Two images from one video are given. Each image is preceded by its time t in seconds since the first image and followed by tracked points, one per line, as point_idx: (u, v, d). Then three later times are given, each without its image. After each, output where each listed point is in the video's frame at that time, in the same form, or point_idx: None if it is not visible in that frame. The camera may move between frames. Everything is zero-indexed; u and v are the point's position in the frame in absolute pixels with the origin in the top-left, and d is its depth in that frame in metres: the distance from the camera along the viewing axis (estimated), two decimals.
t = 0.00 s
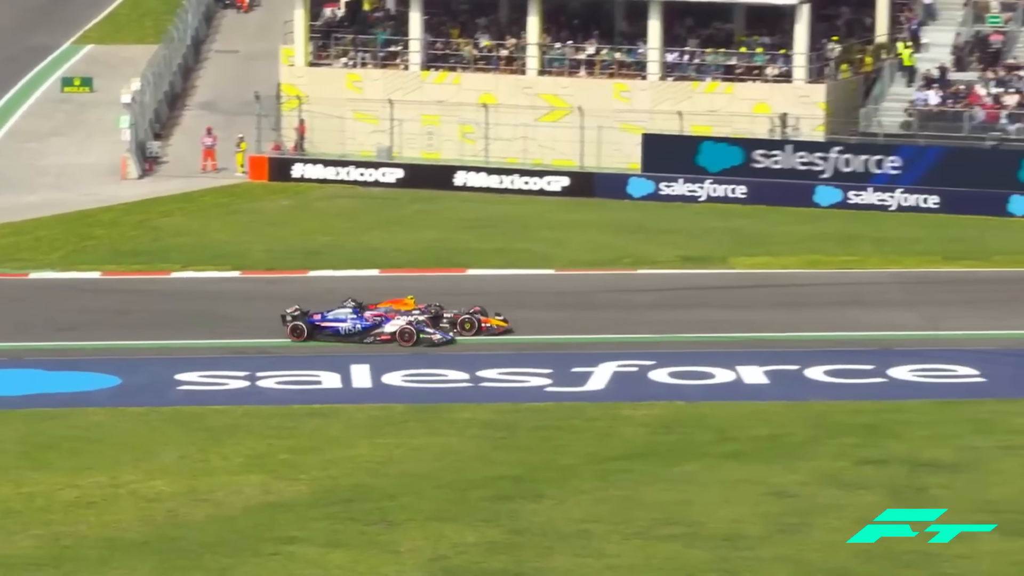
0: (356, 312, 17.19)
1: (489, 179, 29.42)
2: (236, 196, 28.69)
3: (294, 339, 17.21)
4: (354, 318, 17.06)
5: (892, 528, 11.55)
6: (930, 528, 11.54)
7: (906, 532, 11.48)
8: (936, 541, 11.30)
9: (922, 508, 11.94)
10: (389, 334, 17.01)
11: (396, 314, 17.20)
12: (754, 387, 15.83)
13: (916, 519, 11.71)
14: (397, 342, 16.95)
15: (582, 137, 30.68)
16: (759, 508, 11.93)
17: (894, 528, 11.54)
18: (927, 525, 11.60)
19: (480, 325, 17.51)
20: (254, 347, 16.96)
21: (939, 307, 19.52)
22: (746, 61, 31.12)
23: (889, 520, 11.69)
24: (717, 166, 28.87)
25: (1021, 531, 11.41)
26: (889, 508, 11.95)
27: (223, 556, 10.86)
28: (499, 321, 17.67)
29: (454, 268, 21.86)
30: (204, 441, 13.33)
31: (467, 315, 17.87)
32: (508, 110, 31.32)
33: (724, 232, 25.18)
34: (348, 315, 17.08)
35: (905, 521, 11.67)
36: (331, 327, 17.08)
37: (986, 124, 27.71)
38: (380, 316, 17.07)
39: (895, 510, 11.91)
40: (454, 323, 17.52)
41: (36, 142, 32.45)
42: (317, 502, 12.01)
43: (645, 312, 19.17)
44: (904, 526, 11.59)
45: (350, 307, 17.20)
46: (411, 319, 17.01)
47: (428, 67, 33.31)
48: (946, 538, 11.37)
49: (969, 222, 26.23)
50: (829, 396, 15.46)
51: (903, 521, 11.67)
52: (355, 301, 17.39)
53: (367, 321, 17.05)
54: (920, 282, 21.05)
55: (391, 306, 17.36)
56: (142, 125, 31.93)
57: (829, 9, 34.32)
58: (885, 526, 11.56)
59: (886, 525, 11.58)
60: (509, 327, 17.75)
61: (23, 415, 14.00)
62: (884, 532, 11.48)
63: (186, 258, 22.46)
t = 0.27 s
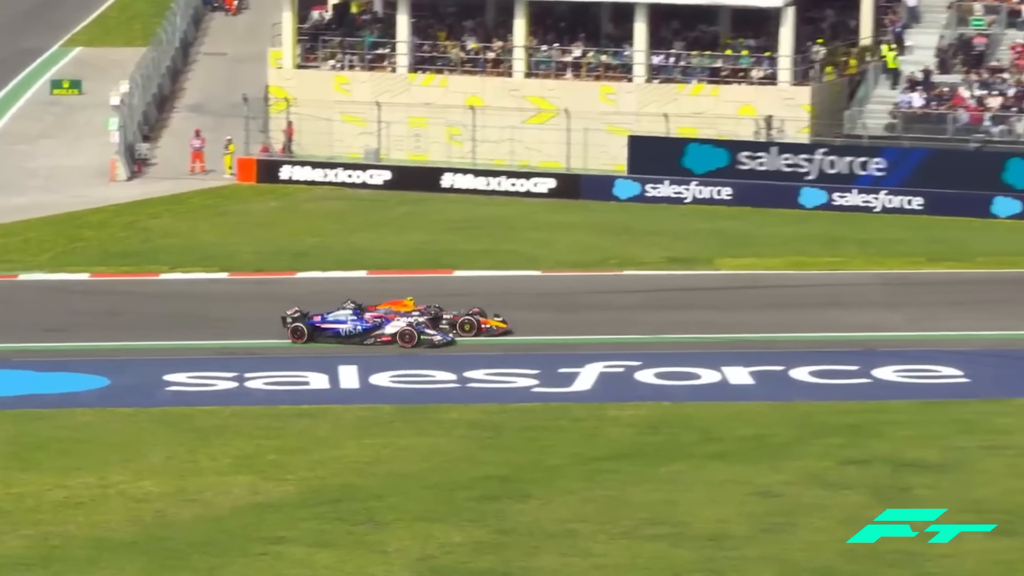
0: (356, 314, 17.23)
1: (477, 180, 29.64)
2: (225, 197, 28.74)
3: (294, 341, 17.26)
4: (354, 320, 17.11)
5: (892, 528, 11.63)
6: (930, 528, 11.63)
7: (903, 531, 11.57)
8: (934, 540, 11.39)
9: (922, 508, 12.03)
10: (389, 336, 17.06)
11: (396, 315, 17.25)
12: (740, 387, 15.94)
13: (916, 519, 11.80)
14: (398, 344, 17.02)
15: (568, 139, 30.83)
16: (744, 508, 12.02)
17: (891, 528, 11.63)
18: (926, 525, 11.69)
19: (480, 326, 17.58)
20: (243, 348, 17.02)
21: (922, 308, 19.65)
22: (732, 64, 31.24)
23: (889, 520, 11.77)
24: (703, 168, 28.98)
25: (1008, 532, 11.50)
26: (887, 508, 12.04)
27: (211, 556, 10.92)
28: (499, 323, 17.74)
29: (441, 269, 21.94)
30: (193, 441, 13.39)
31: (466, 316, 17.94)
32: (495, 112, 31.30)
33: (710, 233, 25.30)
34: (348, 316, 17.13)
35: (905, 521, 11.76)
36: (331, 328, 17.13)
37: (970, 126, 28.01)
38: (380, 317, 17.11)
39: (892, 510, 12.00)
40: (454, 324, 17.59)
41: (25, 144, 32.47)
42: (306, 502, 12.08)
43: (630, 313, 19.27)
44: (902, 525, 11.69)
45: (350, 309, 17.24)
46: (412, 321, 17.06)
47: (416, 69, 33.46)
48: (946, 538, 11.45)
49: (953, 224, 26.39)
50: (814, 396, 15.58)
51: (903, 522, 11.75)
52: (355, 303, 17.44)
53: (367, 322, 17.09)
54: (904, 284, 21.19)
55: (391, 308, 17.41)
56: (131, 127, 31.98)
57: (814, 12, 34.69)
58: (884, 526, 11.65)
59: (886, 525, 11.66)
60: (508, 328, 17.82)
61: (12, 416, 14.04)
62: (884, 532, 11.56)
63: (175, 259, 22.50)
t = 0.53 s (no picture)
0: (356, 317, 17.35)
1: (449, 185, 29.72)
2: (201, 201, 28.80)
3: (296, 344, 17.37)
4: (355, 323, 17.20)
5: (892, 528, 11.74)
6: (930, 528, 11.72)
7: (906, 532, 11.67)
8: (936, 541, 11.48)
9: (922, 508, 12.12)
10: (391, 339, 17.20)
11: (395, 318, 17.40)
12: (712, 388, 16.16)
13: (916, 519, 11.91)
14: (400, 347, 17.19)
15: (541, 143, 31.04)
16: (715, 508, 12.19)
17: (893, 528, 11.73)
18: (927, 525, 11.79)
19: (479, 328, 17.77)
20: (219, 350, 17.12)
21: (892, 311, 19.92)
22: (703, 69, 31.33)
23: (889, 520, 11.88)
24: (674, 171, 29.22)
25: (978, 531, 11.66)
26: (887, 509, 12.15)
27: (187, 556, 11.04)
28: (497, 324, 17.93)
29: (416, 271, 22.09)
30: (170, 443, 13.50)
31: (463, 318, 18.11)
32: (467, 116, 31.33)
33: (681, 236, 25.54)
34: (349, 319, 17.24)
35: (906, 521, 11.87)
36: (333, 331, 17.23)
37: (937, 130, 28.35)
38: (381, 320, 17.25)
39: (894, 511, 12.11)
40: (453, 327, 17.78)
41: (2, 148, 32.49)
42: (281, 503, 12.20)
43: (603, 315, 19.46)
44: (903, 526, 11.80)
45: (350, 312, 17.36)
46: (413, 323, 17.22)
47: (390, 74, 33.46)
48: (946, 538, 11.55)
49: (920, 226, 26.73)
50: (784, 397, 15.82)
51: (903, 522, 11.86)
52: (354, 306, 17.55)
53: (368, 325, 17.21)
54: (873, 286, 21.46)
55: (391, 311, 17.54)
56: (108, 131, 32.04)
57: (784, 17, 35.05)
58: (885, 527, 11.75)
59: (886, 525, 11.77)
60: (506, 330, 18.02)
61: None
62: (885, 532, 11.67)
63: (151, 262, 22.57)
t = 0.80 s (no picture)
0: (356, 318, 17.41)
1: (437, 187, 29.88)
2: (189, 203, 28.84)
3: (296, 345, 17.43)
4: (355, 324, 17.27)
5: (892, 528, 11.83)
6: (930, 528, 11.81)
7: (905, 531, 11.75)
8: (936, 540, 11.56)
9: (922, 508, 12.21)
10: (392, 340, 17.29)
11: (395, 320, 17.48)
12: (698, 389, 16.26)
13: (916, 519, 11.99)
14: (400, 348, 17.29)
15: (528, 145, 31.11)
16: (700, 508, 12.26)
17: (893, 528, 11.82)
18: (927, 524, 11.88)
19: (479, 330, 17.85)
20: (207, 351, 17.17)
21: (877, 312, 20.05)
22: (688, 71, 31.56)
23: (889, 520, 11.97)
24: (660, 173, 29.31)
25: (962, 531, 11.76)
26: (888, 508, 12.25)
27: (176, 556, 11.09)
28: (496, 326, 18.02)
29: (403, 273, 22.16)
30: (158, 444, 13.56)
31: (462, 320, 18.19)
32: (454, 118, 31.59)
33: (666, 237, 25.65)
34: (348, 321, 17.30)
35: (905, 521, 11.95)
36: (333, 333, 17.29)
37: (921, 133, 28.41)
38: (381, 322, 17.33)
39: (895, 510, 12.20)
40: (453, 328, 17.87)
41: None
42: (269, 503, 12.26)
43: (589, 317, 19.56)
44: (904, 525, 11.88)
45: (350, 313, 17.41)
46: (413, 325, 17.31)
47: (377, 76, 33.49)
48: (946, 538, 11.63)
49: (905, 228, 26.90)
50: (769, 397, 15.94)
51: (903, 521, 11.95)
52: (353, 308, 17.61)
53: (368, 327, 17.28)
54: (858, 287, 21.60)
55: (390, 313, 17.61)
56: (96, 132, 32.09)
57: (769, 20, 35.17)
58: (885, 526, 11.84)
59: (886, 525, 11.86)
60: (505, 331, 18.12)
61: None
62: (885, 532, 11.75)
63: (140, 264, 22.60)
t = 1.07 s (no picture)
0: (355, 320, 17.41)
1: (424, 188, 29.97)
2: (178, 205, 28.84)
3: (297, 347, 17.46)
4: (355, 326, 17.29)
5: (892, 528, 11.93)
6: (930, 528, 11.92)
7: (905, 532, 11.86)
8: (935, 540, 11.67)
9: (923, 508, 12.32)
10: (392, 342, 17.34)
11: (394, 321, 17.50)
12: (684, 390, 16.35)
13: (915, 519, 12.10)
14: (400, 350, 17.34)
15: (515, 147, 31.22)
16: (687, 509, 12.34)
17: (892, 528, 11.92)
18: (927, 525, 11.99)
19: (479, 331, 17.90)
20: (196, 353, 17.22)
21: (863, 313, 20.18)
22: (674, 73, 31.74)
23: (889, 520, 12.07)
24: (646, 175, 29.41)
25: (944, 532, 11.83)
26: (887, 508, 12.35)
27: (164, 557, 11.14)
28: (495, 327, 18.07)
29: (391, 275, 22.20)
30: (146, 445, 13.62)
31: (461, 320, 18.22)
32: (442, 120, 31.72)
33: (652, 239, 25.75)
34: (348, 323, 17.31)
35: (906, 521, 12.06)
36: (333, 335, 17.31)
37: (905, 134, 28.70)
38: (381, 324, 17.34)
39: (893, 510, 12.31)
40: (453, 330, 17.91)
41: None
42: (256, 504, 12.32)
43: (576, 318, 19.64)
44: (903, 526, 11.98)
45: (349, 314, 17.40)
46: (413, 326, 17.35)
47: (364, 78, 33.62)
48: (946, 538, 11.73)
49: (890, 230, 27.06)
50: (754, 398, 16.04)
51: (903, 521, 12.06)
52: (352, 309, 17.60)
53: (368, 329, 17.29)
54: (843, 288, 21.73)
55: (390, 314, 17.63)
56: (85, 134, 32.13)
57: (754, 22, 35.26)
58: (885, 526, 11.94)
59: (886, 525, 11.95)
60: (504, 332, 18.17)
61: None
62: (885, 532, 11.85)
63: (128, 265, 22.61)
